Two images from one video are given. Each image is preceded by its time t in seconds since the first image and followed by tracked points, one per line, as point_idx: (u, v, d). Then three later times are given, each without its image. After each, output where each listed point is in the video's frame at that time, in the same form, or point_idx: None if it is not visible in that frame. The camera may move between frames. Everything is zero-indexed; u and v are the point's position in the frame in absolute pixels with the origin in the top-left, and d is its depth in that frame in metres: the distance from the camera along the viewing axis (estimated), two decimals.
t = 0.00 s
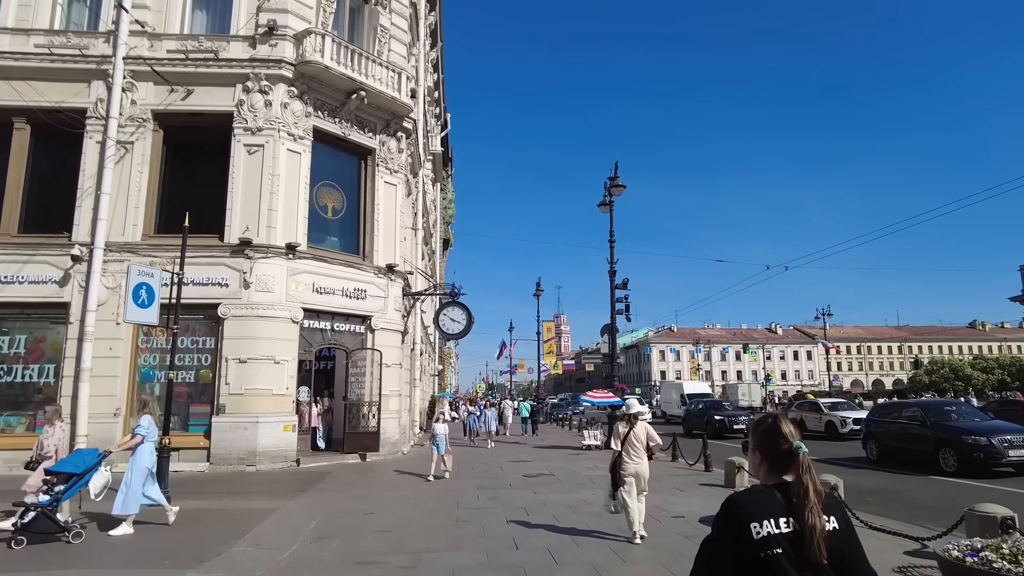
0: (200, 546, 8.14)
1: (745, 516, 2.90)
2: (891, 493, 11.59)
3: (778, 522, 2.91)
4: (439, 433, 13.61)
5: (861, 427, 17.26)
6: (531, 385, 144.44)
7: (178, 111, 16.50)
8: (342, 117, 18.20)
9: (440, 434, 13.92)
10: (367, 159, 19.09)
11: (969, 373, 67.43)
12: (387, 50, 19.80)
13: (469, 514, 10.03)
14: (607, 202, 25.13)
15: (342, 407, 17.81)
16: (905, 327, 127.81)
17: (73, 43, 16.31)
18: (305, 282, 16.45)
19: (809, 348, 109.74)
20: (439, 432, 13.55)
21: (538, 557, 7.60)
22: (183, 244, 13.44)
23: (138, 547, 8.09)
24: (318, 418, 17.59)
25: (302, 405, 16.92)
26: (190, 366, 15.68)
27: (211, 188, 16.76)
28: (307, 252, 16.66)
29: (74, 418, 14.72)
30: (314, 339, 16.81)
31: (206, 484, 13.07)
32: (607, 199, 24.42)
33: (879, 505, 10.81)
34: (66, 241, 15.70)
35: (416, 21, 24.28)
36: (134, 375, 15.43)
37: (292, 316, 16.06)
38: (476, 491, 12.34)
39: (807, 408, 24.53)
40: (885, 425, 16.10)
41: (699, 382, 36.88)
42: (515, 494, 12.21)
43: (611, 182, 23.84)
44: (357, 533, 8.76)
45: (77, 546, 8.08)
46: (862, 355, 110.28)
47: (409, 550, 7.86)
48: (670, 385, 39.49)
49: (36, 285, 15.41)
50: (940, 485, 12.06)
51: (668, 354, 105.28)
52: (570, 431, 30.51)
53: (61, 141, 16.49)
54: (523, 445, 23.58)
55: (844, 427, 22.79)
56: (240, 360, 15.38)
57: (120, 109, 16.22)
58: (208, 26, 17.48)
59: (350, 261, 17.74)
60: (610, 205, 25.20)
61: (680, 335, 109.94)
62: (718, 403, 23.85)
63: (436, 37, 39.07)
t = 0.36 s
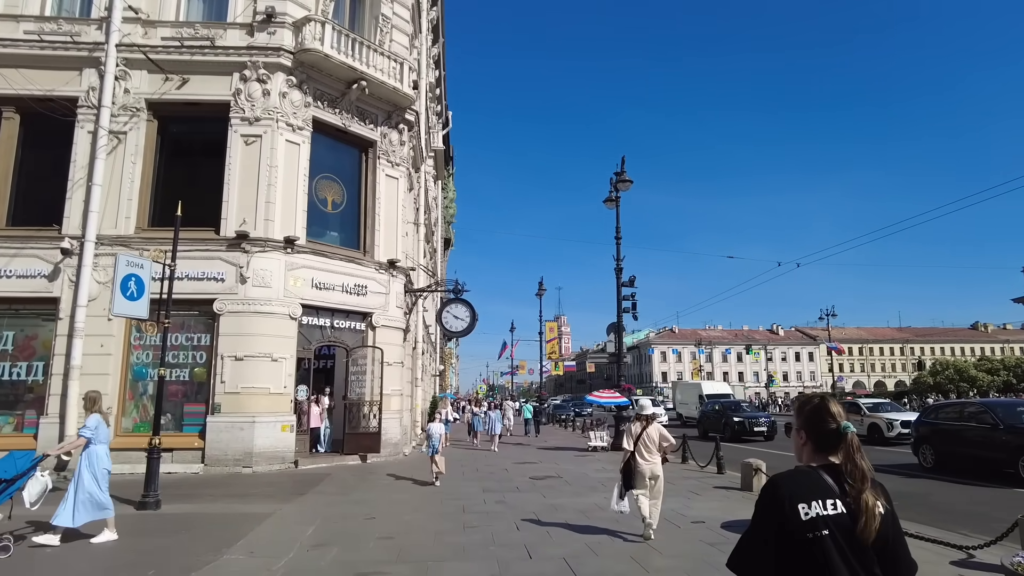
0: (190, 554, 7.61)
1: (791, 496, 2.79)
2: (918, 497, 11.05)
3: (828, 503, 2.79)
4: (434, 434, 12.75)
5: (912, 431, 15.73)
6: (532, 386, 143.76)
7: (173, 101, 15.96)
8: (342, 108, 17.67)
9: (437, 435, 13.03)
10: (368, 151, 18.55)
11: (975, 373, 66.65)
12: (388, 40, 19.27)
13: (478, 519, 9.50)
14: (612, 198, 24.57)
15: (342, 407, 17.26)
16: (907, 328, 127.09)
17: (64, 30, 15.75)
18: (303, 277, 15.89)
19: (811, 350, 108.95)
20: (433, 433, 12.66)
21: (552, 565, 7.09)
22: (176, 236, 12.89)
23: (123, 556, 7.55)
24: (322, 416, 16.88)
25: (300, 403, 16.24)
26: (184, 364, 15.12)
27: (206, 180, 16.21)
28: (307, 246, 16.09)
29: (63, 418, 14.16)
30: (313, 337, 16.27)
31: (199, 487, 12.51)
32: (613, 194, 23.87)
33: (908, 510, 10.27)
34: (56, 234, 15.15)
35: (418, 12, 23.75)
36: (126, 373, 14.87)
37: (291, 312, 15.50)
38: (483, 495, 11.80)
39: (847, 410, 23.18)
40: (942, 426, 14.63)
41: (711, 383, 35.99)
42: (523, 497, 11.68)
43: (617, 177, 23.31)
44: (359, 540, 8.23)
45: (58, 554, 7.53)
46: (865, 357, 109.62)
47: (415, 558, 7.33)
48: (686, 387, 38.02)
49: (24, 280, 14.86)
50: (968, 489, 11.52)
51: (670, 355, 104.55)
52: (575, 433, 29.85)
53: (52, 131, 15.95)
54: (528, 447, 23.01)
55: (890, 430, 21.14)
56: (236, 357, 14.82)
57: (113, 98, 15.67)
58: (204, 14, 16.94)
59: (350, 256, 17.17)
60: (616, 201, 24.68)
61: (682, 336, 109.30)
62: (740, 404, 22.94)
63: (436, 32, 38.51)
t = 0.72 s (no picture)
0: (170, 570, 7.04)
1: (798, 514, 2.71)
2: (944, 508, 10.49)
3: (835, 520, 2.71)
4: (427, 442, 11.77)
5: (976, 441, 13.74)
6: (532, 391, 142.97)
7: (165, 95, 15.44)
8: (340, 104, 17.16)
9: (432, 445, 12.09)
10: (366, 149, 18.04)
11: (979, 379, 65.94)
12: (388, 35, 18.77)
13: (480, 532, 8.95)
14: (617, 198, 24.02)
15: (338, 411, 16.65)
16: (909, 334, 126.46)
17: (53, 21, 15.22)
18: (299, 278, 15.35)
19: (813, 355, 108.13)
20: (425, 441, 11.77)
21: None
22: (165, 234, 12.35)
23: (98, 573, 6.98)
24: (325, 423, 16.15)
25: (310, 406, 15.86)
26: (175, 367, 14.56)
27: (199, 178, 15.68)
28: (302, 245, 15.55)
29: (48, 423, 13.58)
30: (309, 339, 15.72)
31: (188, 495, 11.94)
32: (617, 195, 23.36)
33: (936, 522, 9.70)
34: (42, 232, 14.61)
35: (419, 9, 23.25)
36: (114, 376, 14.31)
37: (285, 313, 14.95)
38: (485, 504, 11.24)
39: (895, 416, 20.73)
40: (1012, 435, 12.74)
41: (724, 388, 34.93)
42: (528, 507, 11.13)
43: (621, 177, 22.81)
44: (354, 555, 7.66)
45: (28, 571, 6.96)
46: (867, 362, 109.00)
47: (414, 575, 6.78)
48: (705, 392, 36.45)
49: (9, 279, 14.31)
50: (996, 500, 10.96)
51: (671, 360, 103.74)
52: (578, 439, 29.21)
53: (40, 126, 15.42)
54: (529, 453, 22.43)
55: (950, 440, 18.61)
56: (228, 360, 14.26)
57: (103, 92, 15.11)
58: (198, 6, 16.42)
59: (347, 256, 16.62)
60: (620, 202, 24.18)
61: (682, 341, 108.70)
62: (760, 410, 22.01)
63: (436, 33, 38.07)
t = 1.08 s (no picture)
0: None
1: (799, 521, 2.50)
2: (971, 514, 9.94)
3: (842, 529, 2.49)
4: (417, 450, 10.63)
5: None
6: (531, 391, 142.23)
7: (150, 85, 14.79)
8: (332, 94, 16.55)
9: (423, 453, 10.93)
10: (360, 141, 17.43)
11: (980, 377, 65.51)
12: (382, 24, 18.15)
13: (480, 544, 8.36)
14: (618, 194, 23.45)
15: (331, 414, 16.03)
16: (908, 332, 126.22)
17: (31, 8, 14.56)
18: (289, 275, 14.73)
19: (812, 353, 107.68)
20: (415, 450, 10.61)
21: None
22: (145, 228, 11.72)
23: None
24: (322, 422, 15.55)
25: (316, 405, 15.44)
26: (160, 368, 13.93)
27: (185, 171, 15.03)
28: (293, 241, 14.92)
29: (25, 427, 12.93)
30: (301, 339, 15.12)
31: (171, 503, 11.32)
32: (618, 190, 22.80)
33: (965, 529, 9.14)
34: (20, 228, 13.97)
35: None
36: (96, 379, 13.69)
37: (275, 312, 14.32)
38: (485, 512, 10.65)
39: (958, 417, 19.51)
40: None
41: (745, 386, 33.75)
42: (531, 514, 10.55)
43: (623, 172, 22.24)
44: (343, 571, 7.06)
45: None
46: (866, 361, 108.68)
47: None
48: (725, 392, 35.18)
49: None
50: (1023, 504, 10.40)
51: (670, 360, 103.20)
52: (580, 441, 28.54)
53: (18, 117, 14.77)
54: (529, 456, 21.86)
55: None
56: (216, 361, 13.62)
57: (84, 81, 14.45)
58: None
59: (340, 252, 15.99)
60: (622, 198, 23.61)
61: (681, 341, 108.27)
62: (778, 411, 21.19)
63: (432, 28, 37.55)
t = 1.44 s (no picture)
0: None
1: (832, 532, 2.35)
2: (988, 520, 9.50)
3: (874, 541, 2.35)
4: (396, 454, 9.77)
5: None
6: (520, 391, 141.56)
7: (125, 67, 14.02)
8: (319, 81, 15.88)
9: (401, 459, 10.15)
10: (347, 130, 16.78)
11: (966, 378, 65.73)
12: (372, 9, 17.48)
13: (473, 553, 7.77)
14: (612, 188, 22.90)
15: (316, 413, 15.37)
16: (894, 333, 127.14)
17: None
18: (272, 268, 14.04)
19: (799, 354, 107.84)
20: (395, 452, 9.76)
21: None
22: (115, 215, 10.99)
23: None
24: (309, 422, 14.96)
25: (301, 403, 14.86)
26: (134, 365, 13.18)
27: (162, 158, 14.28)
28: (276, 232, 14.23)
29: None
30: (284, 335, 14.48)
31: (142, 508, 10.63)
32: (613, 184, 22.29)
33: (984, 537, 8.70)
34: None
35: None
36: (65, 376, 12.94)
37: (257, 307, 13.64)
38: (478, 518, 10.05)
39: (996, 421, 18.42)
40: None
41: (760, 384, 32.35)
42: (527, 520, 9.98)
43: (619, 165, 21.71)
44: None
45: None
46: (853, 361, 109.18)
47: None
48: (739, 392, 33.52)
49: None
50: None
51: (659, 360, 102.96)
52: (572, 442, 27.91)
53: None
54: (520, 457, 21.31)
55: None
56: (193, 358, 12.89)
57: (54, 62, 13.66)
58: None
59: (326, 245, 15.31)
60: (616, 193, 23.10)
61: (670, 341, 108.14)
62: (792, 412, 20.19)
63: (422, 21, 36.94)
